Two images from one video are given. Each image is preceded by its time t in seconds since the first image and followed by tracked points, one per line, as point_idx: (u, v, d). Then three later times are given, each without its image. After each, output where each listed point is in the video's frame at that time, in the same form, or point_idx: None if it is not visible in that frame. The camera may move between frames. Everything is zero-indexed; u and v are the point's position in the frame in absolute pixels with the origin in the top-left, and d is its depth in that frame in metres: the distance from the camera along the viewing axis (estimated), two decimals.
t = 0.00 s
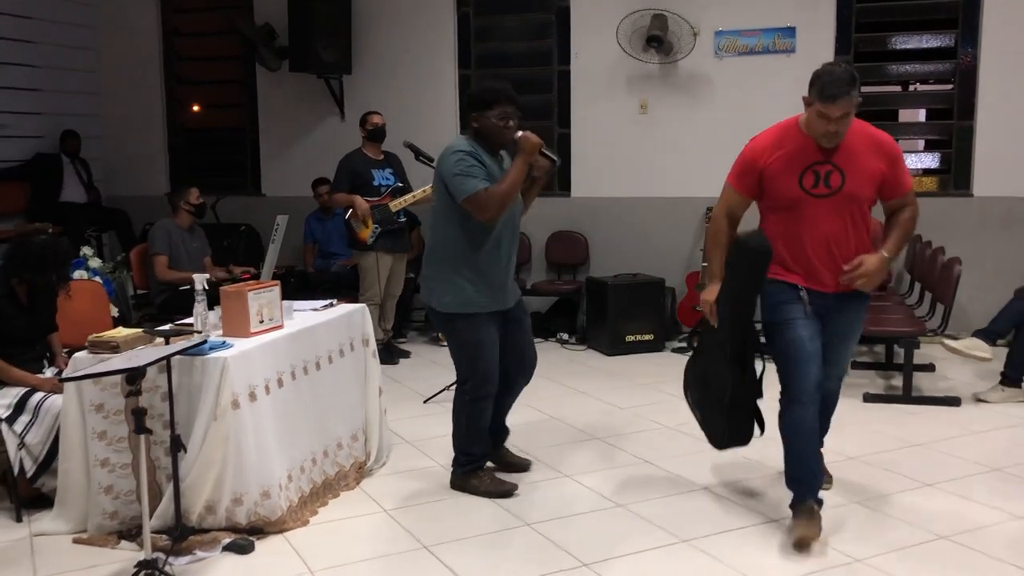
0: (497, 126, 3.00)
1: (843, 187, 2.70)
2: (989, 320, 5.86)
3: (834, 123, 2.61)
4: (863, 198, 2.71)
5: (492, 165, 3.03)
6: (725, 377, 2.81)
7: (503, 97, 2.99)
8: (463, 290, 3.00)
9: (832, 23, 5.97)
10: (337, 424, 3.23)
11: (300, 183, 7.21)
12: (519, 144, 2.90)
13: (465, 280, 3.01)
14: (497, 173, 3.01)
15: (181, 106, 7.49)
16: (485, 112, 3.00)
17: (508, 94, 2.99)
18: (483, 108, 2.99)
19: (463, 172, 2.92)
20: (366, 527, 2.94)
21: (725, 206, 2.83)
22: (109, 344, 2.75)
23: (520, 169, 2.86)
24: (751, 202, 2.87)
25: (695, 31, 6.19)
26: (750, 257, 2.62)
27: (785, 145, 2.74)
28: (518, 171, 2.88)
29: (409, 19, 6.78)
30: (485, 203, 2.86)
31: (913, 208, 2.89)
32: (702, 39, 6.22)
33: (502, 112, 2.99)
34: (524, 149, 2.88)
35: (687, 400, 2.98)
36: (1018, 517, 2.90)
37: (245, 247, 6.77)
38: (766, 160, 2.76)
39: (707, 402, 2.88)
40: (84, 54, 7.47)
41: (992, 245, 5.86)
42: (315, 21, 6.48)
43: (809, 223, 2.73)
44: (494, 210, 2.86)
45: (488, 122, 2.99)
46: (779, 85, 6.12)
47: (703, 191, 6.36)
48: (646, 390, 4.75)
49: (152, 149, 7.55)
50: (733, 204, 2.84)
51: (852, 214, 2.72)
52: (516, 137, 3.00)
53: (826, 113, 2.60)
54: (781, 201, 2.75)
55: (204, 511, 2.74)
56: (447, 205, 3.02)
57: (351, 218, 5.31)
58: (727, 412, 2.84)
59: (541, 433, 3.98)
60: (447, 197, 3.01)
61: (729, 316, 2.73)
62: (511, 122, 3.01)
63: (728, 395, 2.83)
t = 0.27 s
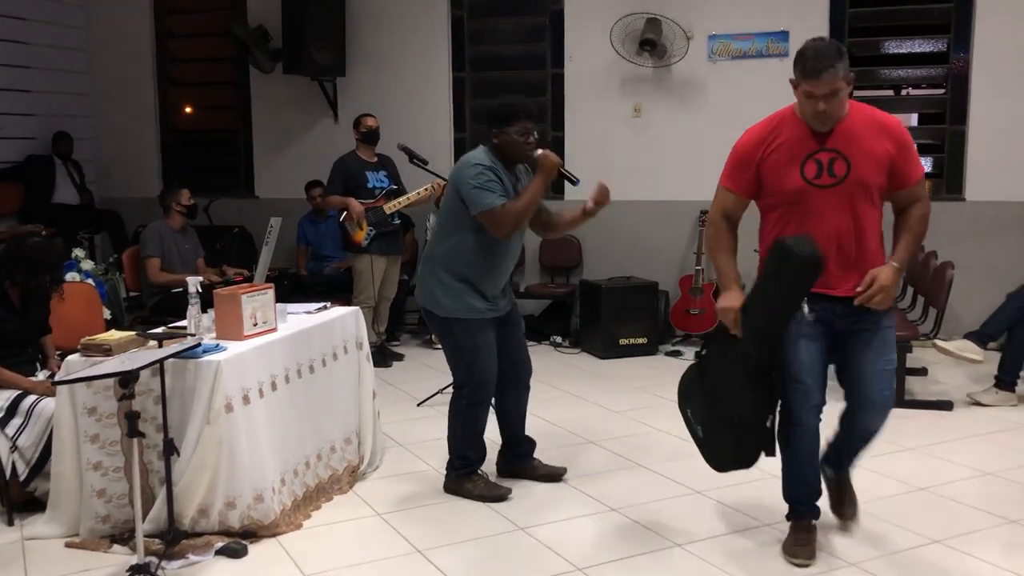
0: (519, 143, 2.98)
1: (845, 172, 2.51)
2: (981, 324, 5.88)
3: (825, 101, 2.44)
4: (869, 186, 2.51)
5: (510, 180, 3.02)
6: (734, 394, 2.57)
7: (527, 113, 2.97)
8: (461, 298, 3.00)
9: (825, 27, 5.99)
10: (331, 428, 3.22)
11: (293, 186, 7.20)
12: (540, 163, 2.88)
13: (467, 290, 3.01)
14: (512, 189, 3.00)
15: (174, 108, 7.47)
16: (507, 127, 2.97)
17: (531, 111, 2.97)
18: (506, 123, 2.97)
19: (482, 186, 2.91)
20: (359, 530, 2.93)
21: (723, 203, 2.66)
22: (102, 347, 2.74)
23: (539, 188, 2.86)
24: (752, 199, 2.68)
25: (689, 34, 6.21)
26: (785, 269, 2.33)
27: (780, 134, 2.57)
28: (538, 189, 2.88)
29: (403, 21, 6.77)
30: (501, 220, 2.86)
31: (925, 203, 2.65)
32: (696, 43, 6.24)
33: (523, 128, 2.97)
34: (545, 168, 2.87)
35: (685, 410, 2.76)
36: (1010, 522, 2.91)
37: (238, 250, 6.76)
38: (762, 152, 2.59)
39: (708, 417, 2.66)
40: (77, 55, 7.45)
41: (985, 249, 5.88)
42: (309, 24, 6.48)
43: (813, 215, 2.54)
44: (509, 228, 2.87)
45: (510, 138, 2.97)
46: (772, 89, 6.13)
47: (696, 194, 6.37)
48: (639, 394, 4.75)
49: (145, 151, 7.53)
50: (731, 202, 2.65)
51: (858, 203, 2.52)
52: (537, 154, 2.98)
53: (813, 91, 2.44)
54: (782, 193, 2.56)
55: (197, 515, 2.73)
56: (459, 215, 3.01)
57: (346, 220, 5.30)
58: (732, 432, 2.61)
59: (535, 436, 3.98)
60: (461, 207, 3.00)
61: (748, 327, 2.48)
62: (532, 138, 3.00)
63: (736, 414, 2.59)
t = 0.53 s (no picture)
0: (528, 153, 2.99)
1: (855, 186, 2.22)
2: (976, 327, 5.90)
3: (829, 108, 2.15)
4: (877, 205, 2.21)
5: (518, 189, 3.04)
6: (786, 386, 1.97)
7: (539, 125, 2.99)
8: (461, 301, 3.00)
9: (820, 31, 6.01)
10: (327, 431, 3.22)
11: (288, 189, 7.20)
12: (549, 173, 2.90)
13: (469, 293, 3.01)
14: (519, 198, 3.02)
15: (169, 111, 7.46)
16: (518, 137, 2.99)
17: (541, 122, 2.99)
18: (517, 133, 2.98)
19: (490, 193, 2.93)
20: (354, 534, 2.93)
21: (728, 208, 2.41)
22: (97, 351, 2.74)
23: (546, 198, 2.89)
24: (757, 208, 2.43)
25: (684, 38, 6.23)
26: (869, 224, 1.86)
27: (795, 137, 2.30)
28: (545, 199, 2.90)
29: (398, 25, 6.78)
30: (507, 227, 2.89)
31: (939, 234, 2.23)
32: (691, 47, 6.25)
33: (535, 139, 2.99)
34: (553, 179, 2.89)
35: (719, 432, 2.02)
36: (1005, 525, 2.92)
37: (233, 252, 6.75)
38: (771, 158, 2.33)
39: (751, 428, 1.98)
40: (71, 58, 7.44)
41: (979, 253, 5.89)
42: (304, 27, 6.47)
43: (815, 233, 2.26)
44: (514, 235, 2.90)
45: (521, 148, 2.99)
46: (767, 93, 6.15)
47: (691, 198, 6.38)
48: (634, 397, 4.76)
49: (140, 154, 7.52)
50: (738, 211, 2.40)
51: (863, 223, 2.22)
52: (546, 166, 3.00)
53: (817, 96, 2.14)
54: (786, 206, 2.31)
55: (192, 518, 2.72)
56: (462, 219, 3.02)
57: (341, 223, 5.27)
58: (785, 437, 1.96)
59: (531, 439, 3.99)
60: (465, 211, 3.01)
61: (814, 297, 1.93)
62: (543, 151, 3.02)
63: (789, 412, 1.96)
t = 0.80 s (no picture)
0: (528, 153, 3.01)
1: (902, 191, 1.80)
2: (969, 328, 5.91)
3: (868, 103, 1.71)
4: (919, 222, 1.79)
5: (516, 188, 3.04)
6: (888, 366, 1.64)
7: (537, 124, 3.00)
8: (463, 301, 2.99)
9: (814, 33, 6.02)
10: (322, 432, 3.21)
11: (282, 191, 7.18)
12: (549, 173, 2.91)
13: (471, 294, 3.00)
14: (519, 197, 3.02)
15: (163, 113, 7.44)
16: (516, 136, 3.00)
17: (540, 121, 3.00)
18: (517, 132, 3.00)
19: (488, 191, 2.92)
20: (350, 535, 2.93)
21: (756, 205, 1.91)
22: (91, 352, 2.73)
23: (546, 197, 2.87)
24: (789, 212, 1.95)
25: (679, 40, 6.23)
26: (949, 165, 1.62)
27: (830, 130, 1.87)
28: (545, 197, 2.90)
29: (393, 26, 6.77)
30: (506, 225, 2.87)
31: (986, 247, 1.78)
32: (685, 49, 6.26)
33: (533, 138, 3.00)
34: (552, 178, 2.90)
35: (817, 451, 1.70)
36: (1000, 524, 2.93)
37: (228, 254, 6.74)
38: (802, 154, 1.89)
39: (851, 430, 1.66)
40: (64, 59, 7.42)
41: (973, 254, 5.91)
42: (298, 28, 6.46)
43: (849, 247, 1.85)
44: (513, 234, 2.88)
45: (520, 147, 3.00)
46: (761, 94, 6.16)
47: (685, 199, 6.39)
48: (630, 398, 4.76)
49: (133, 155, 7.50)
50: (771, 209, 1.91)
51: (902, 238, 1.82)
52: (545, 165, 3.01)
53: (855, 90, 1.70)
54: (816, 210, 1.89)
55: (187, 520, 2.71)
56: (462, 219, 3.01)
57: (336, 225, 5.27)
58: (902, 427, 1.64)
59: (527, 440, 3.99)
60: (465, 211, 3.01)
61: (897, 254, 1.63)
62: (542, 149, 3.03)
63: (900, 394, 1.64)
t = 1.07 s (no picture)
0: (523, 142, 3.02)
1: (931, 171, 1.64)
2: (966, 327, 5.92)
3: (884, 85, 1.58)
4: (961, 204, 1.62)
5: (515, 179, 3.04)
6: (984, 348, 1.49)
7: (529, 112, 3.01)
8: (470, 297, 2.99)
9: (810, 32, 6.02)
10: (320, 432, 3.21)
11: (278, 191, 7.16)
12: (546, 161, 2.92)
13: (477, 289, 3.00)
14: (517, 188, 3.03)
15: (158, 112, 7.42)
16: (510, 126, 3.01)
17: (532, 109, 3.01)
18: (510, 122, 3.00)
19: (487, 183, 2.93)
20: (348, 536, 2.92)
21: (786, 200, 1.70)
22: (88, 353, 2.72)
23: (544, 185, 2.88)
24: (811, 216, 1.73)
25: (675, 39, 6.24)
26: (973, 105, 1.45)
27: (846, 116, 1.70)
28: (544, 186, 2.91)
29: (389, 26, 6.76)
30: (507, 215, 2.87)
31: None
32: (682, 48, 6.26)
33: (527, 126, 3.00)
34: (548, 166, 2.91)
35: (935, 469, 1.55)
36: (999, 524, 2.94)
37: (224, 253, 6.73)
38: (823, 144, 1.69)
39: (969, 435, 1.51)
40: (60, 59, 7.40)
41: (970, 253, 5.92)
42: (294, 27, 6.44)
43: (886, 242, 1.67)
44: (515, 223, 2.88)
45: (515, 137, 3.01)
46: (758, 94, 6.15)
47: (683, 198, 6.39)
48: (627, 398, 4.76)
49: (129, 155, 7.48)
50: (799, 205, 1.70)
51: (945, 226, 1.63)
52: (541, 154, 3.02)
53: (869, 71, 1.57)
54: (841, 207, 1.69)
55: (185, 521, 2.70)
56: (463, 213, 3.02)
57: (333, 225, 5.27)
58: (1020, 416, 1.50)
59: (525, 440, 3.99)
60: (465, 205, 3.01)
61: (952, 223, 1.49)
62: (536, 136, 3.03)
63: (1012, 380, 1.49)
